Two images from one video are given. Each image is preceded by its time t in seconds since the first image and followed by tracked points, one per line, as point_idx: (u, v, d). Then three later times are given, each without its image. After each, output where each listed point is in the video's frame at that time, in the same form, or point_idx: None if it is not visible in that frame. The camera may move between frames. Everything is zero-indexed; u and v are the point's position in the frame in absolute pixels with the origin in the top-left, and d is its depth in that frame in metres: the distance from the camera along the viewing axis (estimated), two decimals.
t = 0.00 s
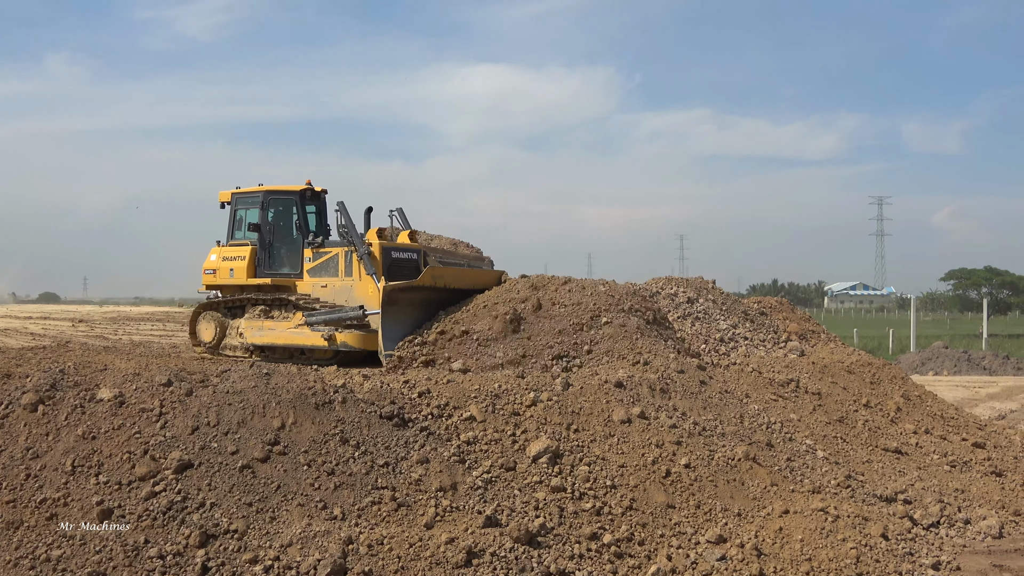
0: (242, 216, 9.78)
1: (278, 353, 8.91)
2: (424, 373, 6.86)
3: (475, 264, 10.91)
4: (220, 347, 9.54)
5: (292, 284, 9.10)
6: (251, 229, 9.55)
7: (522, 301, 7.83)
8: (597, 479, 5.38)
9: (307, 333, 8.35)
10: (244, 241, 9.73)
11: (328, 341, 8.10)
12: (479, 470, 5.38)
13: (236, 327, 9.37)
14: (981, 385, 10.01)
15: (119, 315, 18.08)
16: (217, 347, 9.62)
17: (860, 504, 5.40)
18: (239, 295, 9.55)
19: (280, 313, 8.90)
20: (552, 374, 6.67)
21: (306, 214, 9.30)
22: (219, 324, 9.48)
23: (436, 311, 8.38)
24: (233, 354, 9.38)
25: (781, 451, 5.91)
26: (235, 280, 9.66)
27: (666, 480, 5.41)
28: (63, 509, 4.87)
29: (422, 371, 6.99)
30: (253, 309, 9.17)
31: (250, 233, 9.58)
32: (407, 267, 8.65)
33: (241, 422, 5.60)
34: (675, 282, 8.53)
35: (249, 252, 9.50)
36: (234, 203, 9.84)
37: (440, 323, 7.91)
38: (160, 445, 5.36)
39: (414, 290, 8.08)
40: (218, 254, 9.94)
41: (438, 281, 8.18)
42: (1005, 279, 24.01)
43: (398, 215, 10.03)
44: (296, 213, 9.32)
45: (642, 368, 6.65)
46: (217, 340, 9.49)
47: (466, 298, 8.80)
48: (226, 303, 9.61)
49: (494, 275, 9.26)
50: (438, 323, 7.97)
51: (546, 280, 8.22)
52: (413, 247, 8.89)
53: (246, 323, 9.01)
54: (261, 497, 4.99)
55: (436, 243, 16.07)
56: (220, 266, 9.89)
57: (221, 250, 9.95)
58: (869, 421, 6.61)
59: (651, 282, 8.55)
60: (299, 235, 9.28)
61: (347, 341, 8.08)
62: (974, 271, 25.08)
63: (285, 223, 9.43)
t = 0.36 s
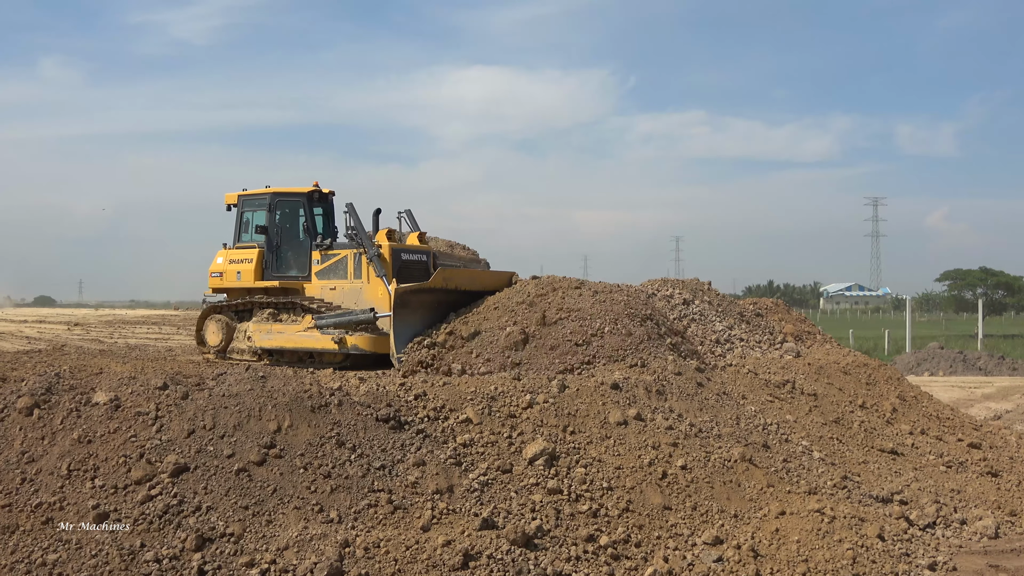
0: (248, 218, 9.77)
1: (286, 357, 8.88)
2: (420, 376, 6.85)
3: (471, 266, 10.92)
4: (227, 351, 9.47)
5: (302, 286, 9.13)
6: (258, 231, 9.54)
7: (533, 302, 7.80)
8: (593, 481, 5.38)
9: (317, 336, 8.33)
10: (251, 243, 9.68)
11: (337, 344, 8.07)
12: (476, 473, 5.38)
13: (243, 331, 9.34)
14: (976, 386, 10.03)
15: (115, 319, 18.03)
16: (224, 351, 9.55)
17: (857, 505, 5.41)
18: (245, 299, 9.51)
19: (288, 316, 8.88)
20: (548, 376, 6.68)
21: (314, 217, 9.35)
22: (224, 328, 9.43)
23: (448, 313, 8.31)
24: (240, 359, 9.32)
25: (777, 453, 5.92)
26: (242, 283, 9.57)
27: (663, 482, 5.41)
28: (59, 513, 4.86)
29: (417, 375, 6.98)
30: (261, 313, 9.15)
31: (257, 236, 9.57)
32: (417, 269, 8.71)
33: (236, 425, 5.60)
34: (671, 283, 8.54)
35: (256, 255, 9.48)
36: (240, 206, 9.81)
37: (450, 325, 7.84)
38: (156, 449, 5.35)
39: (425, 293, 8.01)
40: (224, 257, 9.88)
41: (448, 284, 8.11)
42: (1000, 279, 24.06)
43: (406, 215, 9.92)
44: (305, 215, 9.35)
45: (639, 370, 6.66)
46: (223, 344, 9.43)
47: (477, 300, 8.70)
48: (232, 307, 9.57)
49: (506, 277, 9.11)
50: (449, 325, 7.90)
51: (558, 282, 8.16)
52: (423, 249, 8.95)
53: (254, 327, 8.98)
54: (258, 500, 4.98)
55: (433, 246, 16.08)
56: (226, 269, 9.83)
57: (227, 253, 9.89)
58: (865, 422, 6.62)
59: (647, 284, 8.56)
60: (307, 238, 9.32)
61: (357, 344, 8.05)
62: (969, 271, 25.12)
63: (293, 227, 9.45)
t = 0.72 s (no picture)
0: (255, 221, 9.74)
1: (296, 361, 8.77)
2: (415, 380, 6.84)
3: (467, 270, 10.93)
4: (235, 355, 9.44)
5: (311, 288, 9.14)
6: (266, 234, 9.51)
7: (548, 305, 7.70)
8: (589, 483, 5.38)
9: (327, 339, 8.20)
10: (259, 246, 9.67)
11: (349, 347, 7.94)
12: (472, 476, 5.38)
13: (251, 334, 9.31)
14: (972, 387, 10.05)
15: (110, 324, 17.99)
16: (232, 355, 9.52)
17: (853, 506, 5.41)
18: (254, 303, 9.49)
19: (299, 320, 8.79)
20: (542, 379, 6.67)
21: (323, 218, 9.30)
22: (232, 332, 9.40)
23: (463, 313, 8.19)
24: (249, 363, 9.28)
25: (773, 454, 5.92)
26: (251, 286, 9.56)
27: (659, 484, 5.41)
28: (54, 518, 4.85)
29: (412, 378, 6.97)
30: (271, 316, 9.09)
31: (265, 238, 9.54)
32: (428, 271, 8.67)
33: (232, 428, 5.59)
34: (667, 285, 8.56)
35: (264, 257, 9.46)
36: (247, 208, 9.78)
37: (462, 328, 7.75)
38: (151, 452, 5.34)
39: (437, 296, 7.93)
40: (232, 260, 9.87)
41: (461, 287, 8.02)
42: (995, 281, 24.15)
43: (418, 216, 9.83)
44: (313, 217, 9.30)
45: (635, 372, 6.67)
46: (231, 348, 9.40)
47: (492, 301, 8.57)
48: (241, 311, 9.55)
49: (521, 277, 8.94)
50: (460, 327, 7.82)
51: (555, 284, 8.16)
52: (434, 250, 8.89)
53: (264, 331, 8.89)
54: (253, 503, 4.97)
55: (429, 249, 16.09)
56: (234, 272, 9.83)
57: (234, 256, 9.89)
58: (860, 424, 6.64)
59: (642, 286, 8.57)
60: (315, 240, 9.28)
61: (369, 348, 7.92)
62: (965, 273, 25.19)
63: (300, 229, 9.40)
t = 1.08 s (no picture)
0: (263, 223, 9.73)
1: (305, 365, 8.75)
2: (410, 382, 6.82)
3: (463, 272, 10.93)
4: (244, 358, 9.41)
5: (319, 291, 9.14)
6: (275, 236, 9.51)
7: (563, 306, 7.69)
8: (585, 486, 5.38)
9: (339, 344, 8.14)
10: (267, 249, 9.66)
11: (361, 351, 7.94)
12: (467, 478, 5.37)
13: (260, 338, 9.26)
14: (967, 390, 10.05)
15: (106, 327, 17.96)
16: (240, 358, 9.48)
17: (848, 509, 5.41)
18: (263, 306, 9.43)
19: (308, 323, 8.77)
20: (539, 382, 6.67)
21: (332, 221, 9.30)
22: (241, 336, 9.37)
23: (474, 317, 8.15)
24: (257, 367, 9.22)
25: (769, 457, 5.93)
26: (259, 289, 9.54)
27: (654, 487, 5.41)
28: (49, 521, 4.83)
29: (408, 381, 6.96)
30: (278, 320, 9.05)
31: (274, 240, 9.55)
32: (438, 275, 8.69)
33: (227, 432, 5.58)
34: (663, 288, 8.57)
35: (272, 260, 9.47)
36: (255, 209, 9.76)
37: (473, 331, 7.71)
38: (146, 456, 5.33)
39: (450, 299, 7.89)
40: (239, 263, 9.86)
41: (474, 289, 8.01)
42: (990, 283, 24.19)
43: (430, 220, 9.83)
44: (322, 219, 9.30)
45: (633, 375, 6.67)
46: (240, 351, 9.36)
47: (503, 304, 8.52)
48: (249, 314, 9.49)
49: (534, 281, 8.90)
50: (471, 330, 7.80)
51: (553, 287, 8.17)
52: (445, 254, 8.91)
53: (273, 335, 8.86)
54: (249, 507, 4.96)
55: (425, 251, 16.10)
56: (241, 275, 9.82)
57: (242, 259, 9.88)
58: (856, 426, 6.65)
59: (638, 289, 8.58)
60: (325, 243, 9.29)
61: (381, 352, 7.91)
62: (960, 276, 25.24)
63: (309, 231, 9.41)
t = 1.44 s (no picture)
0: (272, 224, 9.71)
1: (315, 369, 8.72)
2: (406, 385, 6.81)
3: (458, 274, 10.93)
4: (252, 361, 9.39)
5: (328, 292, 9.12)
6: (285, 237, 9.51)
7: (572, 306, 7.67)
8: (581, 488, 5.38)
9: (351, 347, 8.13)
10: (276, 250, 9.64)
11: (373, 354, 7.92)
12: (463, 481, 5.37)
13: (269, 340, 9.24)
14: (962, 391, 10.07)
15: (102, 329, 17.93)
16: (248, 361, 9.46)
17: (844, 510, 5.42)
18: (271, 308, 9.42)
19: (318, 326, 8.75)
20: (535, 383, 6.67)
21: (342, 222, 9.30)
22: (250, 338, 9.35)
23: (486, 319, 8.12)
24: (267, 369, 9.19)
25: (764, 458, 5.93)
26: (268, 291, 9.52)
27: (650, 489, 5.41)
28: (43, 524, 4.82)
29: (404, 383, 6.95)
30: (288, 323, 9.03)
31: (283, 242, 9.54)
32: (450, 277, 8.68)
33: (223, 434, 5.57)
34: (658, 290, 8.58)
35: (282, 262, 9.45)
36: (264, 210, 9.76)
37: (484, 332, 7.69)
38: (141, 459, 5.32)
39: (464, 301, 7.86)
40: (248, 264, 9.83)
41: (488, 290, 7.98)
42: (985, 285, 24.25)
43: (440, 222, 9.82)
44: (333, 221, 9.30)
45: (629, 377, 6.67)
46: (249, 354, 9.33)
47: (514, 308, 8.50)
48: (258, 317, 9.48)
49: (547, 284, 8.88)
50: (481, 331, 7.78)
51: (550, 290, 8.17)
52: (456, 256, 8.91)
53: (282, 338, 8.82)
54: (244, 509, 4.96)
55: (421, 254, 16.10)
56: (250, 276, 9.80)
57: (251, 261, 9.84)
58: (851, 428, 6.66)
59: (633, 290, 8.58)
60: (335, 244, 9.29)
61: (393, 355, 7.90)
62: (955, 277, 25.29)
63: (319, 231, 9.42)
